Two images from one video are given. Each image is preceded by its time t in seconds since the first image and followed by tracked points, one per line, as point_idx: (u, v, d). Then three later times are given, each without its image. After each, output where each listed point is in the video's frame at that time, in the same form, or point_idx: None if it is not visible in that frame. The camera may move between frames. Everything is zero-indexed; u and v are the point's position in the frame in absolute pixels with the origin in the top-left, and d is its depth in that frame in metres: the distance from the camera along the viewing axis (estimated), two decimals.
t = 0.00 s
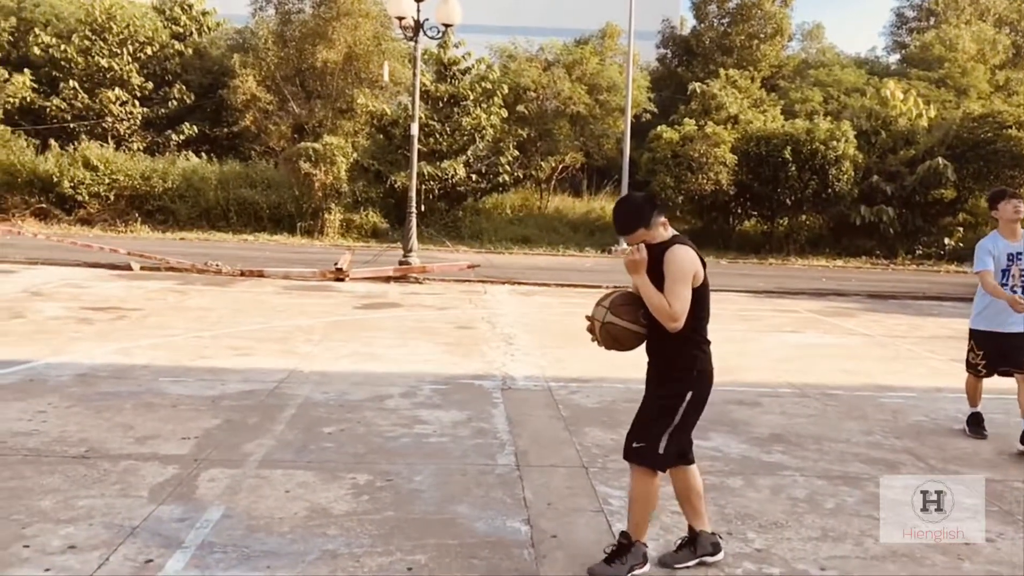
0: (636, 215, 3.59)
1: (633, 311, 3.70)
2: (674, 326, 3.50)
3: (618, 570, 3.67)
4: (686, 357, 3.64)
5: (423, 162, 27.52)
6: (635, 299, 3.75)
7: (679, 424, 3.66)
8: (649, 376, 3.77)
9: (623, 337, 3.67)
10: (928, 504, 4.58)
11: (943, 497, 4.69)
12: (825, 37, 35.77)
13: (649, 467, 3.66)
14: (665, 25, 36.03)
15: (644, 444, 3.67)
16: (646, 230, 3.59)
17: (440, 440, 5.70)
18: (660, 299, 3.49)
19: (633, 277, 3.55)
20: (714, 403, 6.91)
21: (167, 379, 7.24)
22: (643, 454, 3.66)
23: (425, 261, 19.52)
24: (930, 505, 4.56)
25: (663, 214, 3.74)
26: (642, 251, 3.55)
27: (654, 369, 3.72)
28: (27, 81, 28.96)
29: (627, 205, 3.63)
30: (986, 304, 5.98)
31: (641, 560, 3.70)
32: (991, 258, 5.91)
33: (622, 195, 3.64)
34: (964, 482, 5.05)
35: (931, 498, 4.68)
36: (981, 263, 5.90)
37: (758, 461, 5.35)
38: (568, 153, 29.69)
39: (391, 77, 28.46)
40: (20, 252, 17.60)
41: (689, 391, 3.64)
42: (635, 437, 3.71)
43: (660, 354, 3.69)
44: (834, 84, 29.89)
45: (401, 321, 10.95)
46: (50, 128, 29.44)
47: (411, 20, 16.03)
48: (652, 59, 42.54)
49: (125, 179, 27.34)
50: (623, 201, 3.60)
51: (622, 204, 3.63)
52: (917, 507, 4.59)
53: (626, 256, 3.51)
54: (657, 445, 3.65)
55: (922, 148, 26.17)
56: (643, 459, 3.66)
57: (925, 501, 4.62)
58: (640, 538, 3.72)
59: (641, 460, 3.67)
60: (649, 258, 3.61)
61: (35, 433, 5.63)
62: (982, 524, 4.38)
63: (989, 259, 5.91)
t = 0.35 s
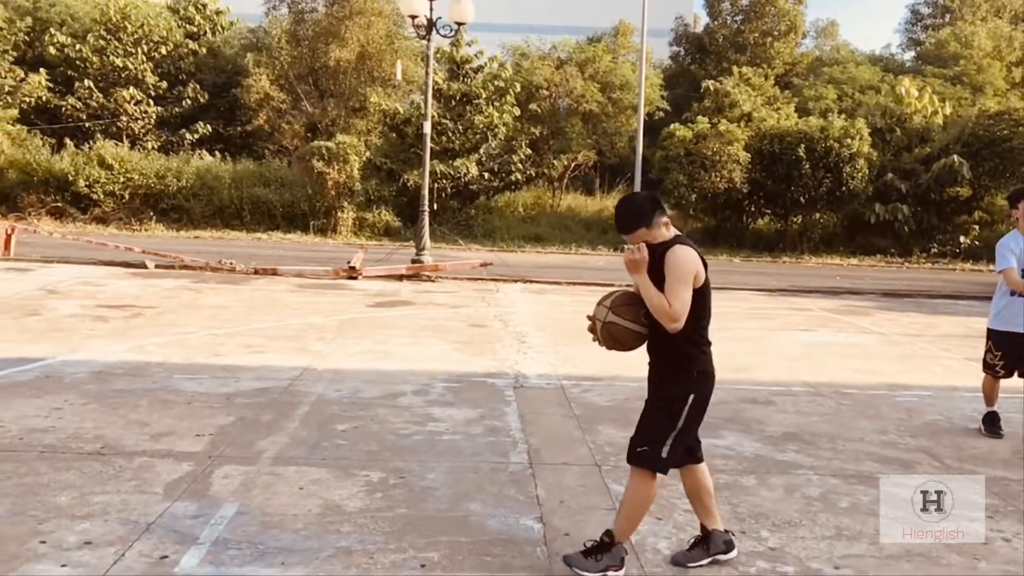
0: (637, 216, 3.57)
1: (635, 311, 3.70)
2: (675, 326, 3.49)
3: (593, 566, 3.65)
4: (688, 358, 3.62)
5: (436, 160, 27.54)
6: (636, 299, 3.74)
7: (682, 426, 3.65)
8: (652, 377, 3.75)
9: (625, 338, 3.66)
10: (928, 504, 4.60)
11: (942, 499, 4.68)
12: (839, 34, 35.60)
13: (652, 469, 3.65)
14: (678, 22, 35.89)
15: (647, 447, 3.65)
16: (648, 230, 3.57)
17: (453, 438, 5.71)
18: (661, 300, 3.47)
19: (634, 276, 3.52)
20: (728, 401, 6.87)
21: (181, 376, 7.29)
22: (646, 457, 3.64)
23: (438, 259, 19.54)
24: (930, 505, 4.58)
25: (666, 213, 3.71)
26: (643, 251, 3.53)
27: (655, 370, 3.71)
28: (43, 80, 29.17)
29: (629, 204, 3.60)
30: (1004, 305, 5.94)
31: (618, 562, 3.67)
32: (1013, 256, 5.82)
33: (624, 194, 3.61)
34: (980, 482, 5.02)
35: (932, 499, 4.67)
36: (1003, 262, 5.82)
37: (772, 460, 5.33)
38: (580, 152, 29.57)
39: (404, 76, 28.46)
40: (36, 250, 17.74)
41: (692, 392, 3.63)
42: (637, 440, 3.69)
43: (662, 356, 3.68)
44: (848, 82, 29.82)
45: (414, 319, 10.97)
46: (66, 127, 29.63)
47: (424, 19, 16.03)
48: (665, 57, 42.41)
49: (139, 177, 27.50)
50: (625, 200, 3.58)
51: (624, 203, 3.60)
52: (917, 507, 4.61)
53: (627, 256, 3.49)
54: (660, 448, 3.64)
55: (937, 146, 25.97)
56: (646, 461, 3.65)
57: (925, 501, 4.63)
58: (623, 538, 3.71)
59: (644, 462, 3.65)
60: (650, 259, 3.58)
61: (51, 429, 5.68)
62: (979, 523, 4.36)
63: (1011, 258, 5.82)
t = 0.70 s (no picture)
0: (637, 217, 3.55)
1: (635, 312, 3.70)
2: (674, 328, 3.48)
3: (579, 560, 3.64)
4: (687, 362, 3.61)
5: (449, 159, 27.55)
6: (637, 300, 3.74)
7: (683, 432, 3.64)
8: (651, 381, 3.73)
9: (625, 340, 3.66)
10: (929, 504, 4.55)
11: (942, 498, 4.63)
12: (854, 31, 35.41)
13: (654, 477, 3.63)
14: (691, 20, 35.77)
15: (648, 455, 3.63)
16: (650, 231, 3.54)
17: (465, 436, 5.71)
18: (660, 303, 3.46)
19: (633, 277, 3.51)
20: (741, 400, 6.84)
21: (195, 374, 7.33)
22: (647, 465, 3.62)
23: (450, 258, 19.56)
24: (930, 505, 4.53)
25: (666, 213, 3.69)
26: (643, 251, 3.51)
27: (654, 375, 3.69)
28: (59, 80, 29.35)
29: (630, 205, 3.57)
30: None
31: (605, 561, 3.63)
32: None
33: (626, 194, 3.59)
34: (997, 482, 4.98)
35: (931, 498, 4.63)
36: None
37: (786, 459, 5.31)
38: (593, 150, 29.63)
39: (417, 75, 28.45)
40: (52, 249, 17.87)
41: (691, 397, 3.62)
42: (638, 447, 3.66)
43: (661, 361, 3.66)
44: (863, 79, 29.68)
45: (426, 317, 10.99)
46: (81, 127, 29.83)
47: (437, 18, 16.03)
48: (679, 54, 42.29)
49: (154, 176, 27.64)
50: (626, 200, 3.56)
51: (625, 203, 3.58)
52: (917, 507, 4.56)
53: (627, 257, 3.47)
54: (661, 456, 3.62)
55: (953, 144, 25.78)
56: (647, 469, 3.63)
57: (925, 501, 4.58)
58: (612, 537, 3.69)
59: (645, 471, 3.63)
60: (650, 259, 3.56)
61: (67, 426, 5.72)
62: (978, 522, 4.33)
63: None
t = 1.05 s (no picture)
0: (637, 218, 3.53)
1: (633, 313, 3.64)
2: (671, 330, 3.45)
3: (583, 566, 3.61)
4: (683, 364, 3.58)
5: (460, 158, 27.57)
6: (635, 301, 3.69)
7: (679, 435, 3.61)
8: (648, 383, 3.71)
9: (622, 342, 3.61)
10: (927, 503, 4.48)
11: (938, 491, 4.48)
12: (867, 29, 35.25)
13: (650, 479, 3.63)
14: (703, 19, 35.67)
15: (644, 458, 3.62)
16: (649, 232, 3.52)
17: (477, 435, 5.72)
18: (657, 305, 3.44)
19: (632, 278, 3.47)
20: (754, 399, 6.80)
21: (209, 373, 7.37)
22: (642, 468, 3.62)
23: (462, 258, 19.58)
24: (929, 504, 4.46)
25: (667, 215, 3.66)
26: (643, 253, 3.47)
27: (652, 377, 3.67)
28: (73, 81, 29.55)
29: (630, 206, 3.56)
30: None
31: (609, 564, 3.63)
32: None
33: (625, 196, 3.58)
34: (1012, 482, 4.95)
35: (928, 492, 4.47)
36: None
37: (799, 459, 5.29)
38: (605, 149, 29.55)
39: (428, 75, 28.44)
40: (67, 248, 18.01)
41: (687, 400, 3.60)
42: (634, 450, 3.65)
43: (658, 363, 3.63)
44: (876, 77, 29.58)
45: (438, 316, 11.01)
46: (96, 127, 30.05)
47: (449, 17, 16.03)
48: (691, 53, 42.22)
49: (168, 176, 27.80)
50: (626, 200, 3.55)
51: (625, 203, 3.57)
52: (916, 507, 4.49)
53: (626, 259, 3.44)
54: (656, 458, 3.61)
55: (967, 142, 25.63)
56: (643, 472, 3.62)
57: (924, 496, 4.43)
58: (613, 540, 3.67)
59: (641, 473, 3.62)
60: (649, 261, 3.53)
61: (82, 425, 5.76)
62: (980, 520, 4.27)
63: None
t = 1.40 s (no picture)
0: (634, 220, 3.55)
1: (629, 314, 3.63)
2: (668, 331, 3.43)
3: (591, 569, 3.61)
4: (679, 363, 3.56)
5: (472, 158, 27.60)
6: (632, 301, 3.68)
7: (673, 434, 3.58)
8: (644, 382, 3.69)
9: (619, 341, 3.60)
10: (928, 504, 4.42)
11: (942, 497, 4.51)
12: (881, 27, 35.06)
13: (644, 477, 3.62)
14: (716, 17, 35.58)
15: (639, 457, 3.60)
16: (645, 233, 3.53)
17: (490, 434, 5.72)
18: (654, 304, 3.42)
19: (629, 279, 3.46)
20: (767, 400, 6.77)
21: (223, 372, 7.40)
22: (637, 466, 3.60)
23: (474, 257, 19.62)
24: (930, 504, 4.40)
25: (665, 217, 3.67)
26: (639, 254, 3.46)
27: (648, 376, 3.65)
28: (88, 82, 29.74)
29: (628, 206, 3.57)
30: None
31: (617, 564, 3.62)
32: None
33: (621, 196, 3.59)
34: None
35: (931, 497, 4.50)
36: None
37: (812, 459, 5.27)
38: (617, 148, 29.43)
39: (440, 75, 28.50)
40: (82, 248, 18.13)
41: (683, 399, 3.56)
42: (629, 448, 3.63)
43: (655, 362, 3.61)
44: (891, 76, 29.45)
45: (450, 315, 11.02)
46: (110, 127, 30.27)
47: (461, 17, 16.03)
48: (704, 52, 42.09)
49: (181, 176, 27.95)
50: (623, 201, 3.57)
51: (622, 204, 3.58)
52: (917, 508, 4.42)
53: (622, 258, 3.44)
54: (651, 456, 3.59)
55: (983, 141, 25.46)
56: (638, 471, 3.61)
57: (925, 500, 4.46)
58: (619, 541, 3.66)
59: (637, 472, 3.61)
60: (646, 261, 3.53)
61: (97, 423, 5.80)
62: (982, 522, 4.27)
63: None
